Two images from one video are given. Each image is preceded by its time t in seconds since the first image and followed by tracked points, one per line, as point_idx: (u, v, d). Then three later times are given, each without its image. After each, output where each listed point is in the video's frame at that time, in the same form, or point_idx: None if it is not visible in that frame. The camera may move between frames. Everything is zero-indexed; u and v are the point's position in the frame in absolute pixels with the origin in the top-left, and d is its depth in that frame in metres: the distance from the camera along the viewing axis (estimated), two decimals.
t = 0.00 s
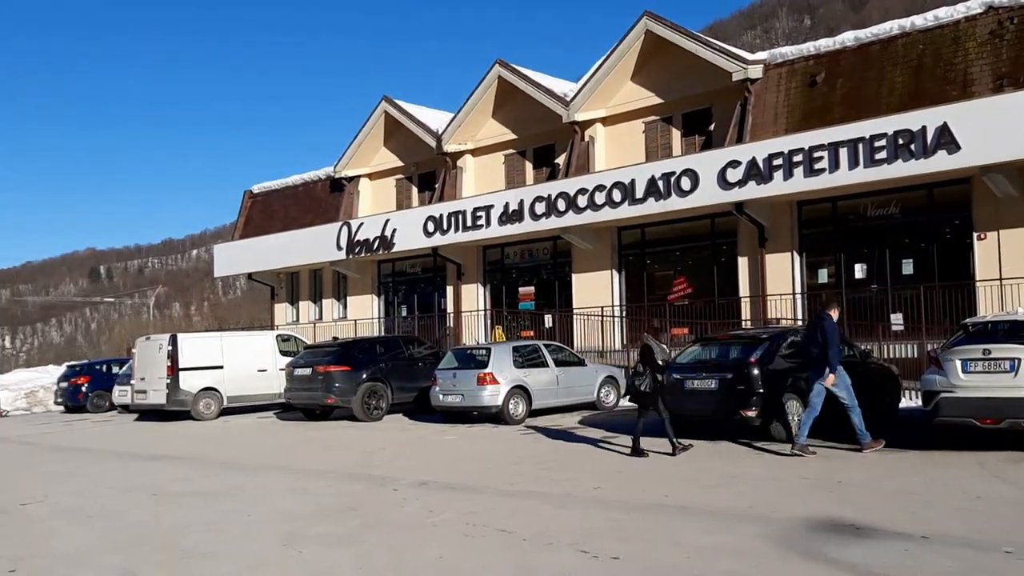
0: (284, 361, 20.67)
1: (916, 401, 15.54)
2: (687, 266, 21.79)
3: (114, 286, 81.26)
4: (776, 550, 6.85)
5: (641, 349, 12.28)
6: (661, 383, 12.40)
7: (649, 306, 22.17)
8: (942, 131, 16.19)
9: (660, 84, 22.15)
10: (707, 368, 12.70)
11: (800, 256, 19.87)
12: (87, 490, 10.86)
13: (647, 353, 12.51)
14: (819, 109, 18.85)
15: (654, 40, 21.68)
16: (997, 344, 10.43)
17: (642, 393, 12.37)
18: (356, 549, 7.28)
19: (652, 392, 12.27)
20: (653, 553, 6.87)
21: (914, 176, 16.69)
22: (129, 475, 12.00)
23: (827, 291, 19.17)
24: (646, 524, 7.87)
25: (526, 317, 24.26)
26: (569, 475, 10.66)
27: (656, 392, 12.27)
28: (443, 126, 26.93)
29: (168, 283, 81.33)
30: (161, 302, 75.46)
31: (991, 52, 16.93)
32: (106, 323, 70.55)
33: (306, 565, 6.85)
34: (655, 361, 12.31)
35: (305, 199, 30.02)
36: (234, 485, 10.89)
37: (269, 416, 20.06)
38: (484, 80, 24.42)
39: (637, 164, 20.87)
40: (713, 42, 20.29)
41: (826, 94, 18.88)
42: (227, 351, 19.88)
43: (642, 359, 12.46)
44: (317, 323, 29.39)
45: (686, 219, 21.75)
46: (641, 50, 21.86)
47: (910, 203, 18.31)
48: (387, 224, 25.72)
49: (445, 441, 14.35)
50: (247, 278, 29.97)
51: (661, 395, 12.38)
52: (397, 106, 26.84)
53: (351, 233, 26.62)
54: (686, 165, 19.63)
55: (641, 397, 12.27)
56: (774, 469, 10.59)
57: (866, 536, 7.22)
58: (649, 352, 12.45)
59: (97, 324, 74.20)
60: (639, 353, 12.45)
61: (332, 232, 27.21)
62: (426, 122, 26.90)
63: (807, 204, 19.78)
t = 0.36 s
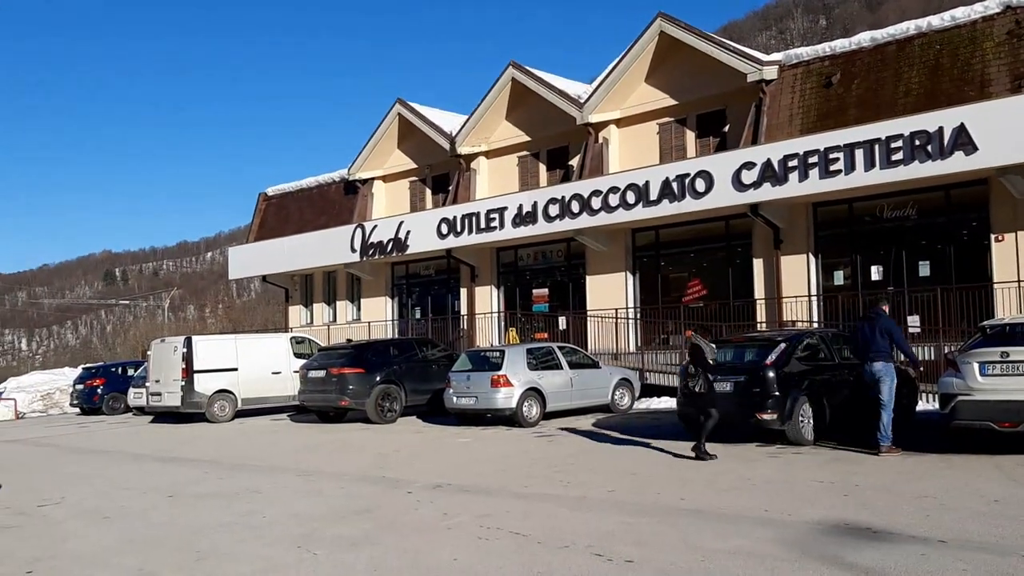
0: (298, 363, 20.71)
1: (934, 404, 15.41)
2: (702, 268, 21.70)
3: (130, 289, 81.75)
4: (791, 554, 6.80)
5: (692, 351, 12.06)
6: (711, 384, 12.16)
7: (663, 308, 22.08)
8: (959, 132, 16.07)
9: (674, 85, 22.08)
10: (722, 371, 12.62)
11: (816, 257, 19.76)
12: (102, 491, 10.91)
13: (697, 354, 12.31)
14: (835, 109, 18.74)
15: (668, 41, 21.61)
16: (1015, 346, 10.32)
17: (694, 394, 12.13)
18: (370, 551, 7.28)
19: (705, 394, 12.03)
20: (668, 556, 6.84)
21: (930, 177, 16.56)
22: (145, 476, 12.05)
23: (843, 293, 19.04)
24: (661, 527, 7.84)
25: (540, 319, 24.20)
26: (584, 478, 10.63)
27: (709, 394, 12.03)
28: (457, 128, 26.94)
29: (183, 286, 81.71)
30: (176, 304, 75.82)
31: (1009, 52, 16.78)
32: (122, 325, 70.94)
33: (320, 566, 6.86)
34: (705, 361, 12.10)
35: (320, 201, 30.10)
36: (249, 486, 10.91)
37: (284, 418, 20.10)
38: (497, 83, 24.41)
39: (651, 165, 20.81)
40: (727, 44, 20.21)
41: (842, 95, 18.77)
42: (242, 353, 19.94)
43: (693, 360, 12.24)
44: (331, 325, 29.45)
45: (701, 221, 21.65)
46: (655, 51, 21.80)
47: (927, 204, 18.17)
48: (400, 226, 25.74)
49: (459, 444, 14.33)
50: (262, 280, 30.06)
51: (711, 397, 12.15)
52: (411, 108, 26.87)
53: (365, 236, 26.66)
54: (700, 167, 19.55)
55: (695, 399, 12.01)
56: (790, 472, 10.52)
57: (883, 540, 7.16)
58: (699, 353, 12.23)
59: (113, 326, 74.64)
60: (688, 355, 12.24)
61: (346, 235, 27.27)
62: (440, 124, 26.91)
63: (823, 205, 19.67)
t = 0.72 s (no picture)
0: (305, 366, 20.74)
1: (942, 408, 15.35)
2: (709, 272, 21.67)
3: (138, 292, 82.02)
4: (800, 558, 6.78)
5: (735, 354, 11.85)
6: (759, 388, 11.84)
7: (670, 311, 22.05)
8: (968, 135, 16.02)
9: (681, 89, 22.07)
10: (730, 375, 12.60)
11: (823, 261, 19.72)
12: (111, 494, 10.93)
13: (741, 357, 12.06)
14: (842, 113, 18.72)
15: (675, 45, 21.60)
16: None
17: (741, 398, 11.83)
18: (377, 554, 7.28)
19: (753, 397, 11.72)
20: (676, 559, 6.83)
21: (939, 180, 16.52)
22: (154, 480, 12.07)
23: (850, 296, 19.00)
24: (669, 531, 7.82)
25: (547, 322, 24.17)
26: (591, 482, 10.62)
27: (757, 398, 11.71)
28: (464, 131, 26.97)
29: (191, 289, 81.93)
30: (183, 308, 76.03)
31: (1018, 55, 16.73)
32: (130, 329, 71.12)
33: (327, 570, 6.85)
34: (750, 363, 11.85)
35: (327, 205, 30.14)
36: (256, 489, 10.92)
37: (291, 421, 20.13)
38: (504, 87, 24.44)
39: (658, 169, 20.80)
40: (734, 47, 20.19)
41: (849, 99, 18.75)
42: (250, 356, 19.98)
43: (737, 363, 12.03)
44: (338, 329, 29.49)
45: (708, 224, 21.62)
46: (662, 54, 21.80)
47: (934, 207, 18.13)
48: (408, 229, 25.78)
49: (466, 447, 14.33)
50: (269, 283, 30.10)
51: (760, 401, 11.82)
52: (418, 112, 26.91)
53: (372, 239, 26.70)
54: (707, 170, 19.54)
55: (742, 403, 11.72)
56: (798, 475, 10.50)
57: (892, 544, 7.13)
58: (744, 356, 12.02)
59: (121, 329, 74.86)
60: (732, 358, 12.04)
61: (353, 238, 27.31)
62: (447, 128, 26.94)
63: (830, 209, 19.64)
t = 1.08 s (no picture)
0: (305, 371, 20.73)
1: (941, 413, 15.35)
2: (709, 277, 21.68)
3: (138, 297, 82.00)
4: (800, 563, 6.77)
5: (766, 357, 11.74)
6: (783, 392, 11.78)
7: (670, 316, 22.06)
8: (967, 140, 16.04)
9: (680, 94, 22.10)
10: (730, 380, 12.61)
11: (823, 266, 19.73)
12: (110, 499, 10.92)
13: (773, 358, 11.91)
14: (841, 118, 18.74)
15: (674, 50, 21.64)
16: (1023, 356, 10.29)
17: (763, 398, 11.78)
18: (376, 559, 7.28)
19: (774, 401, 11.68)
20: (675, 565, 6.82)
21: (937, 186, 16.54)
22: (154, 484, 12.06)
23: (849, 301, 19.01)
24: (668, 536, 7.82)
25: (547, 327, 24.16)
26: (590, 487, 10.61)
27: (778, 403, 11.67)
28: (464, 136, 26.99)
29: (190, 294, 81.89)
30: (183, 313, 75.99)
31: (1017, 60, 16.75)
32: (129, 334, 71.08)
33: None
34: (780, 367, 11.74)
35: (327, 210, 30.14)
36: (256, 494, 10.91)
37: (290, 426, 20.12)
38: (503, 92, 24.47)
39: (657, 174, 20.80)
40: (733, 53, 20.23)
41: (847, 104, 18.78)
42: (249, 361, 19.97)
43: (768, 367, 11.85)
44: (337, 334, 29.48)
45: (708, 230, 21.63)
46: (661, 60, 21.83)
47: (933, 213, 18.15)
48: (407, 234, 25.79)
49: (465, 452, 14.33)
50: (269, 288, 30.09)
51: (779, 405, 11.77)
52: (417, 117, 26.94)
53: (372, 244, 26.70)
54: (706, 176, 19.56)
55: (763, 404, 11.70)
56: (798, 481, 10.49)
57: (892, 550, 7.13)
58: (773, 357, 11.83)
59: (120, 335, 74.84)
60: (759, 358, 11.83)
61: (352, 243, 27.32)
62: (447, 133, 26.97)
63: (829, 214, 19.65)
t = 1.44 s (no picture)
0: (300, 379, 20.69)
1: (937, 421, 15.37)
2: (705, 285, 21.71)
3: (133, 305, 81.87)
4: (795, 571, 6.77)
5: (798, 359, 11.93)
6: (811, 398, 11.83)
7: (666, 324, 22.07)
8: (961, 149, 16.09)
9: (676, 103, 22.16)
10: (725, 388, 12.61)
11: (818, 274, 19.76)
12: (105, 507, 10.89)
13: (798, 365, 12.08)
14: (835, 128, 18.81)
15: (670, 59, 21.70)
16: (1018, 365, 10.32)
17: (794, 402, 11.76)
18: (372, 567, 7.26)
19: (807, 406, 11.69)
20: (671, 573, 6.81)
21: (932, 195, 16.59)
22: (148, 492, 12.03)
23: (845, 310, 19.04)
24: (663, 544, 7.81)
25: (543, 335, 24.16)
26: (586, 495, 10.60)
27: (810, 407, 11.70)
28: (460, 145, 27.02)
29: (186, 302, 81.77)
30: (178, 321, 75.86)
31: (1011, 70, 16.83)
32: (123, 342, 70.92)
33: None
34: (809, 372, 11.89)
35: (323, 217, 30.15)
36: (251, 502, 10.89)
37: (285, 434, 20.07)
38: (499, 100, 24.52)
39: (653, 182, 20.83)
40: (729, 62, 20.29)
41: (842, 114, 18.85)
42: (244, 368, 19.94)
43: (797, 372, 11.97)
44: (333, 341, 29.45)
45: (704, 238, 21.66)
46: (657, 69, 21.90)
47: (928, 222, 18.20)
48: (403, 242, 25.78)
49: (461, 460, 14.30)
50: (264, 296, 30.07)
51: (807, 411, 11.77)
52: (414, 125, 26.97)
53: (367, 252, 26.71)
54: (702, 184, 19.60)
55: (796, 406, 11.66)
56: (794, 489, 10.49)
57: (887, 558, 7.12)
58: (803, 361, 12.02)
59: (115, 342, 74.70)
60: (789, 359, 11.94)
61: (348, 250, 27.32)
62: (443, 141, 27.00)
63: (825, 223, 19.70)
